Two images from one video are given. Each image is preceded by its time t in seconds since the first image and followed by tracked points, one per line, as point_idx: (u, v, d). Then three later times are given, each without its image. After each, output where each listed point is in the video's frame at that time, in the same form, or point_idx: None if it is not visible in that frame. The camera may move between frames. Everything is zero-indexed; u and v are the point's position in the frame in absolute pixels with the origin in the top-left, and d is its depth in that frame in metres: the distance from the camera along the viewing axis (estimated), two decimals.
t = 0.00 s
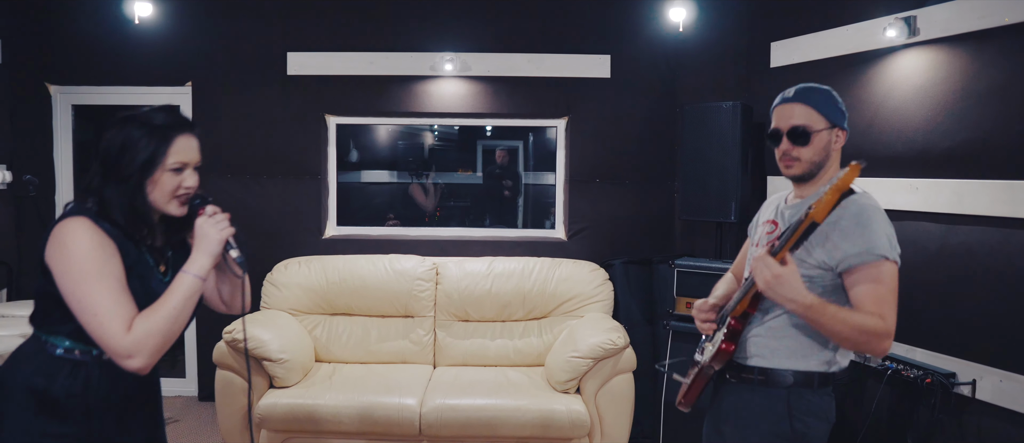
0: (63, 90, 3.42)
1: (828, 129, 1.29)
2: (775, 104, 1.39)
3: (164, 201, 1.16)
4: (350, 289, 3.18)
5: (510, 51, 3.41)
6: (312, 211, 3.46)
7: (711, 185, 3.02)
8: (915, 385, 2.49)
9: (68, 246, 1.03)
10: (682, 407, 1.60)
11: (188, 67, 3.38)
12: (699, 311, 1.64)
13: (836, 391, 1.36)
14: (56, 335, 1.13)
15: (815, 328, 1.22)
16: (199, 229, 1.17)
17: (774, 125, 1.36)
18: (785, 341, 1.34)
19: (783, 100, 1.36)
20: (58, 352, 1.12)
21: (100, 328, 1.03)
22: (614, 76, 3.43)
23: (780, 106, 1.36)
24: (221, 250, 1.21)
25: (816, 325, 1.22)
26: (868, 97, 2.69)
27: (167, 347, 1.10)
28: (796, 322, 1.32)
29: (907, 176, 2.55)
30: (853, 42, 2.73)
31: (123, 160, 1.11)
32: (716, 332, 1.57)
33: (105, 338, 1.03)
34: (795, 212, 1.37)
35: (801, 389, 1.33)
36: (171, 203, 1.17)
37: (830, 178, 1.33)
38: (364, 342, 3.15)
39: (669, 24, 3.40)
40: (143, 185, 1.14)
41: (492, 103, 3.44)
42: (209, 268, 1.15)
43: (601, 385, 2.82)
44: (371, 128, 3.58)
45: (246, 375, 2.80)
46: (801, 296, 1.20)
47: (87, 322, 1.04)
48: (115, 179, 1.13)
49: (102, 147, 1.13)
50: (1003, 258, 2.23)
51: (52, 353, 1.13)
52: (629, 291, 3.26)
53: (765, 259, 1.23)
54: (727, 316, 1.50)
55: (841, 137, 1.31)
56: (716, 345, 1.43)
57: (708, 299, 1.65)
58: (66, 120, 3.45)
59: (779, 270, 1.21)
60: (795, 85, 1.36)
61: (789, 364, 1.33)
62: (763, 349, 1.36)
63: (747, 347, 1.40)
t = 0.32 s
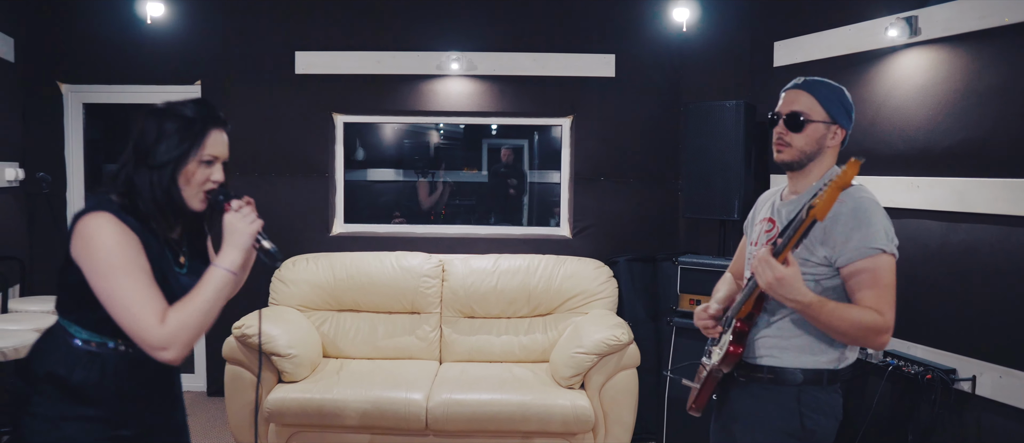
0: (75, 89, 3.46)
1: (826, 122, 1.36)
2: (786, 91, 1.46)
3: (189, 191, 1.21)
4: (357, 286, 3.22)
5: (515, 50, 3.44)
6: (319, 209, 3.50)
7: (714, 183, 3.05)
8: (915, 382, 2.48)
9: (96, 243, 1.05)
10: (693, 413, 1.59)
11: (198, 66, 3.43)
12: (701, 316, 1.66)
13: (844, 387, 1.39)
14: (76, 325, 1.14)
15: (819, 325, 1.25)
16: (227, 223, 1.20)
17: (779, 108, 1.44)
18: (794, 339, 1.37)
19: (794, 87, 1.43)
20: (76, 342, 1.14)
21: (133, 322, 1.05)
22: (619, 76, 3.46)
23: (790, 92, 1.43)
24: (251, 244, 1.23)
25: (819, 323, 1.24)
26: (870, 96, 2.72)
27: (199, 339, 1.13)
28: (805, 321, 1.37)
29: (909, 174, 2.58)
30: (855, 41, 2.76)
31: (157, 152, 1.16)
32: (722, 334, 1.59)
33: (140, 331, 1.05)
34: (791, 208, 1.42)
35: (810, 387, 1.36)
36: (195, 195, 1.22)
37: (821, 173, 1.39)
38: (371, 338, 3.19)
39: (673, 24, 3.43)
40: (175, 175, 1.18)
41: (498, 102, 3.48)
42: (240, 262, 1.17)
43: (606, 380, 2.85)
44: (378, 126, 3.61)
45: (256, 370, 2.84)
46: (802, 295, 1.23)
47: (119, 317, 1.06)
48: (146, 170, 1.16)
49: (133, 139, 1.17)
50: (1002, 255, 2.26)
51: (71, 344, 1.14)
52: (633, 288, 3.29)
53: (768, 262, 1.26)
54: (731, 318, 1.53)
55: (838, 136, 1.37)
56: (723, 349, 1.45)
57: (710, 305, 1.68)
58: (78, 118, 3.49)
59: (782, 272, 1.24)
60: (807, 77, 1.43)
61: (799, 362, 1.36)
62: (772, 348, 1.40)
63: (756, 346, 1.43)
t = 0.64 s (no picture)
0: (86, 88, 3.50)
1: (820, 114, 1.38)
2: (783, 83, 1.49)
3: (204, 202, 1.23)
4: (366, 284, 3.26)
5: (523, 51, 3.47)
6: (328, 208, 3.54)
7: (721, 183, 3.07)
8: (918, 380, 2.54)
9: (128, 258, 1.09)
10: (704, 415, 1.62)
11: (208, 66, 3.46)
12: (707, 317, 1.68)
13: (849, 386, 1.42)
14: (106, 339, 1.18)
15: (819, 328, 1.29)
16: (248, 229, 1.24)
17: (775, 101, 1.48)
18: (796, 340, 1.40)
19: (791, 79, 1.46)
20: (107, 356, 1.18)
21: (172, 332, 1.10)
22: (625, 76, 3.48)
23: (786, 85, 1.46)
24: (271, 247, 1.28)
25: (820, 326, 1.28)
26: (874, 97, 2.75)
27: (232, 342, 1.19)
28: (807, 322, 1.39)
29: (913, 175, 2.60)
30: (860, 43, 2.78)
31: (171, 166, 1.18)
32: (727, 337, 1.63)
33: (180, 341, 1.11)
34: (788, 207, 1.44)
35: (814, 387, 1.39)
36: (208, 204, 1.24)
37: (818, 167, 1.42)
38: (379, 336, 3.22)
39: (680, 25, 3.46)
40: (190, 187, 1.20)
41: (505, 103, 3.51)
42: (263, 265, 1.23)
43: (612, 378, 2.89)
44: (384, 125, 3.62)
45: (266, 367, 2.88)
46: (801, 302, 1.27)
47: (157, 328, 1.10)
48: (161, 184, 1.19)
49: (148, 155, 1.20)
50: (1005, 255, 2.28)
51: (101, 358, 1.17)
52: (639, 287, 3.32)
53: (765, 273, 1.29)
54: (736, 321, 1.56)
55: (834, 129, 1.39)
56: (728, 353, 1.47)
57: (715, 303, 1.70)
58: (89, 117, 3.53)
59: (779, 283, 1.27)
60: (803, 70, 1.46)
61: (802, 362, 1.39)
62: (776, 349, 1.42)
63: (760, 349, 1.45)
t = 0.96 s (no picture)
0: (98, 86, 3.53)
1: (831, 114, 1.39)
2: (781, 82, 1.48)
3: (215, 151, 1.21)
4: (375, 281, 3.29)
5: (532, 51, 3.50)
6: (338, 206, 3.57)
7: (728, 181, 3.10)
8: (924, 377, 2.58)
9: (144, 201, 1.10)
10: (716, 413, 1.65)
11: (219, 64, 3.49)
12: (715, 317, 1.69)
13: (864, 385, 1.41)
14: (143, 296, 1.18)
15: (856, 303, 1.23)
16: (258, 174, 1.25)
17: (778, 104, 1.46)
18: (807, 337, 1.38)
19: (792, 80, 1.45)
20: (146, 314, 1.18)
21: (189, 271, 1.11)
22: (633, 76, 3.51)
23: (789, 86, 1.44)
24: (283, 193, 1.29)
25: (864, 303, 1.22)
26: (881, 96, 2.78)
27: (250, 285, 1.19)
28: (817, 317, 1.37)
29: (920, 174, 2.62)
30: (867, 43, 2.81)
31: (175, 117, 1.16)
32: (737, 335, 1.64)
33: (197, 280, 1.11)
34: (792, 198, 1.46)
35: (825, 386, 1.38)
36: (222, 153, 1.22)
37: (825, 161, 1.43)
38: (388, 332, 3.25)
39: (687, 25, 3.48)
40: (198, 137, 1.19)
41: (513, 102, 3.53)
42: (277, 209, 1.24)
43: (620, 375, 2.91)
44: (392, 124, 3.66)
45: (278, 363, 2.90)
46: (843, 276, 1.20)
47: (173, 268, 1.10)
48: (168, 140, 1.18)
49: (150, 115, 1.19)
50: (1011, 254, 2.31)
51: (140, 317, 1.18)
52: (646, 285, 3.34)
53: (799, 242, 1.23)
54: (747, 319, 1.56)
55: (841, 125, 1.41)
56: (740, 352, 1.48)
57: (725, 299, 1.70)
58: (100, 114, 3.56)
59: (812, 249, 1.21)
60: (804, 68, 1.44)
61: (814, 360, 1.37)
62: (787, 347, 1.41)
63: (771, 347, 1.44)
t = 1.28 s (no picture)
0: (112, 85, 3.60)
1: (845, 108, 1.27)
2: (787, 80, 1.36)
3: (257, 150, 1.23)
4: (387, 277, 3.31)
5: (542, 49, 3.53)
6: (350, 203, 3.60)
7: (739, 179, 3.12)
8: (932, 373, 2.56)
9: (182, 207, 1.11)
10: (732, 416, 1.52)
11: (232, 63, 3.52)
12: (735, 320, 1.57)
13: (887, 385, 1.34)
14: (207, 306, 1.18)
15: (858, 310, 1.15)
16: (299, 171, 1.24)
17: (787, 104, 1.34)
18: (828, 340, 1.30)
19: (798, 77, 1.34)
20: (211, 320, 1.18)
21: (236, 273, 1.10)
22: (643, 75, 3.54)
23: (795, 84, 1.33)
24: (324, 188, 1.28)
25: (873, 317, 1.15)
26: (893, 95, 2.80)
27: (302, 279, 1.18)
28: (840, 322, 1.29)
29: (932, 171, 2.64)
30: (878, 42, 2.83)
31: (218, 120, 1.18)
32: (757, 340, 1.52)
33: (246, 279, 1.11)
34: (811, 199, 1.35)
35: (850, 388, 1.30)
36: (262, 152, 1.24)
37: (844, 157, 1.32)
38: (400, 329, 3.28)
39: (697, 24, 3.50)
40: (242, 137, 1.20)
41: (524, 101, 3.56)
42: (320, 203, 1.23)
43: (631, 371, 2.93)
44: (401, 123, 3.70)
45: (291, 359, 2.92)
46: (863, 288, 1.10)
47: (220, 273, 1.11)
48: (212, 141, 1.19)
49: (188, 117, 1.21)
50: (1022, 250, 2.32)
51: (205, 323, 1.18)
52: (657, 283, 3.36)
53: (825, 256, 1.07)
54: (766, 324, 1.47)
55: (857, 117, 1.30)
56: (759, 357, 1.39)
57: (743, 304, 1.60)
58: (115, 112, 3.62)
59: (837, 264, 1.06)
60: (810, 62, 1.33)
61: (835, 362, 1.29)
62: (808, 352, 1.33)
63: (791, 351, 1.36)
